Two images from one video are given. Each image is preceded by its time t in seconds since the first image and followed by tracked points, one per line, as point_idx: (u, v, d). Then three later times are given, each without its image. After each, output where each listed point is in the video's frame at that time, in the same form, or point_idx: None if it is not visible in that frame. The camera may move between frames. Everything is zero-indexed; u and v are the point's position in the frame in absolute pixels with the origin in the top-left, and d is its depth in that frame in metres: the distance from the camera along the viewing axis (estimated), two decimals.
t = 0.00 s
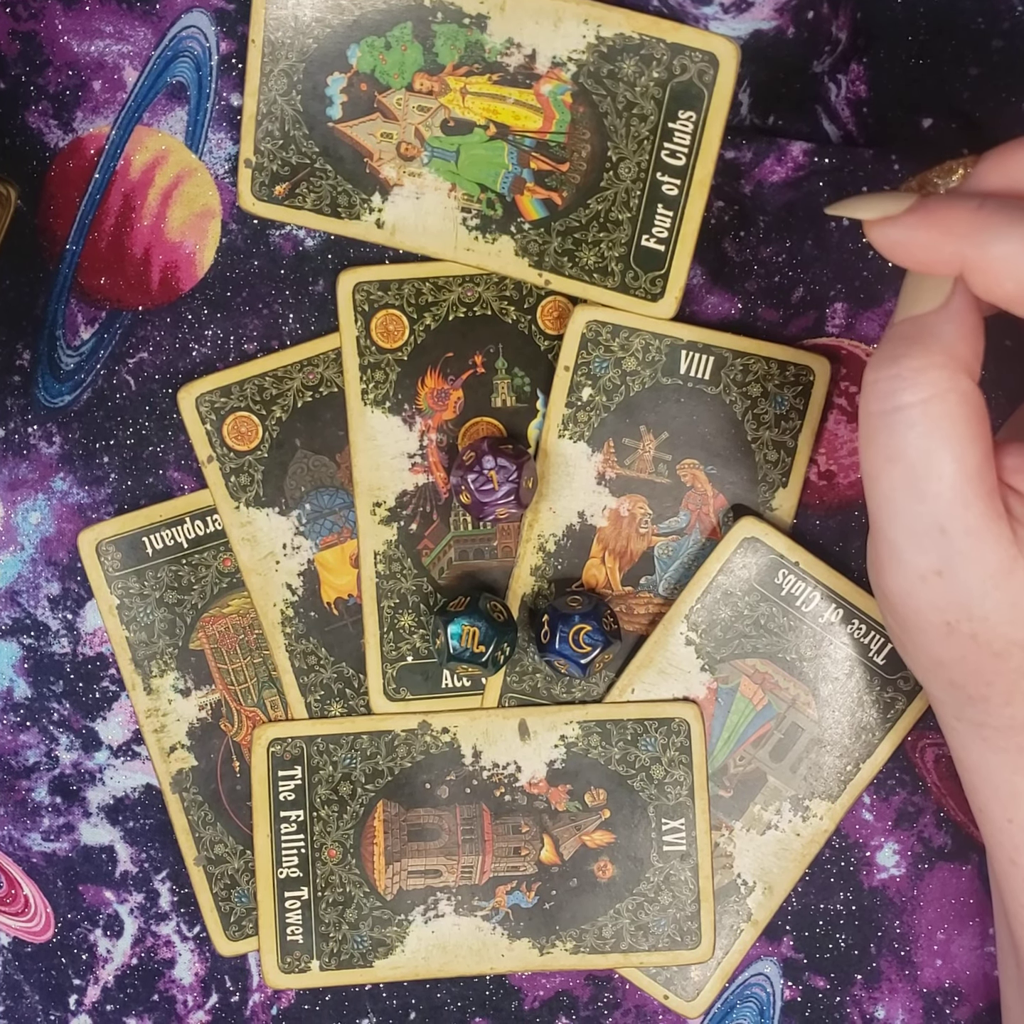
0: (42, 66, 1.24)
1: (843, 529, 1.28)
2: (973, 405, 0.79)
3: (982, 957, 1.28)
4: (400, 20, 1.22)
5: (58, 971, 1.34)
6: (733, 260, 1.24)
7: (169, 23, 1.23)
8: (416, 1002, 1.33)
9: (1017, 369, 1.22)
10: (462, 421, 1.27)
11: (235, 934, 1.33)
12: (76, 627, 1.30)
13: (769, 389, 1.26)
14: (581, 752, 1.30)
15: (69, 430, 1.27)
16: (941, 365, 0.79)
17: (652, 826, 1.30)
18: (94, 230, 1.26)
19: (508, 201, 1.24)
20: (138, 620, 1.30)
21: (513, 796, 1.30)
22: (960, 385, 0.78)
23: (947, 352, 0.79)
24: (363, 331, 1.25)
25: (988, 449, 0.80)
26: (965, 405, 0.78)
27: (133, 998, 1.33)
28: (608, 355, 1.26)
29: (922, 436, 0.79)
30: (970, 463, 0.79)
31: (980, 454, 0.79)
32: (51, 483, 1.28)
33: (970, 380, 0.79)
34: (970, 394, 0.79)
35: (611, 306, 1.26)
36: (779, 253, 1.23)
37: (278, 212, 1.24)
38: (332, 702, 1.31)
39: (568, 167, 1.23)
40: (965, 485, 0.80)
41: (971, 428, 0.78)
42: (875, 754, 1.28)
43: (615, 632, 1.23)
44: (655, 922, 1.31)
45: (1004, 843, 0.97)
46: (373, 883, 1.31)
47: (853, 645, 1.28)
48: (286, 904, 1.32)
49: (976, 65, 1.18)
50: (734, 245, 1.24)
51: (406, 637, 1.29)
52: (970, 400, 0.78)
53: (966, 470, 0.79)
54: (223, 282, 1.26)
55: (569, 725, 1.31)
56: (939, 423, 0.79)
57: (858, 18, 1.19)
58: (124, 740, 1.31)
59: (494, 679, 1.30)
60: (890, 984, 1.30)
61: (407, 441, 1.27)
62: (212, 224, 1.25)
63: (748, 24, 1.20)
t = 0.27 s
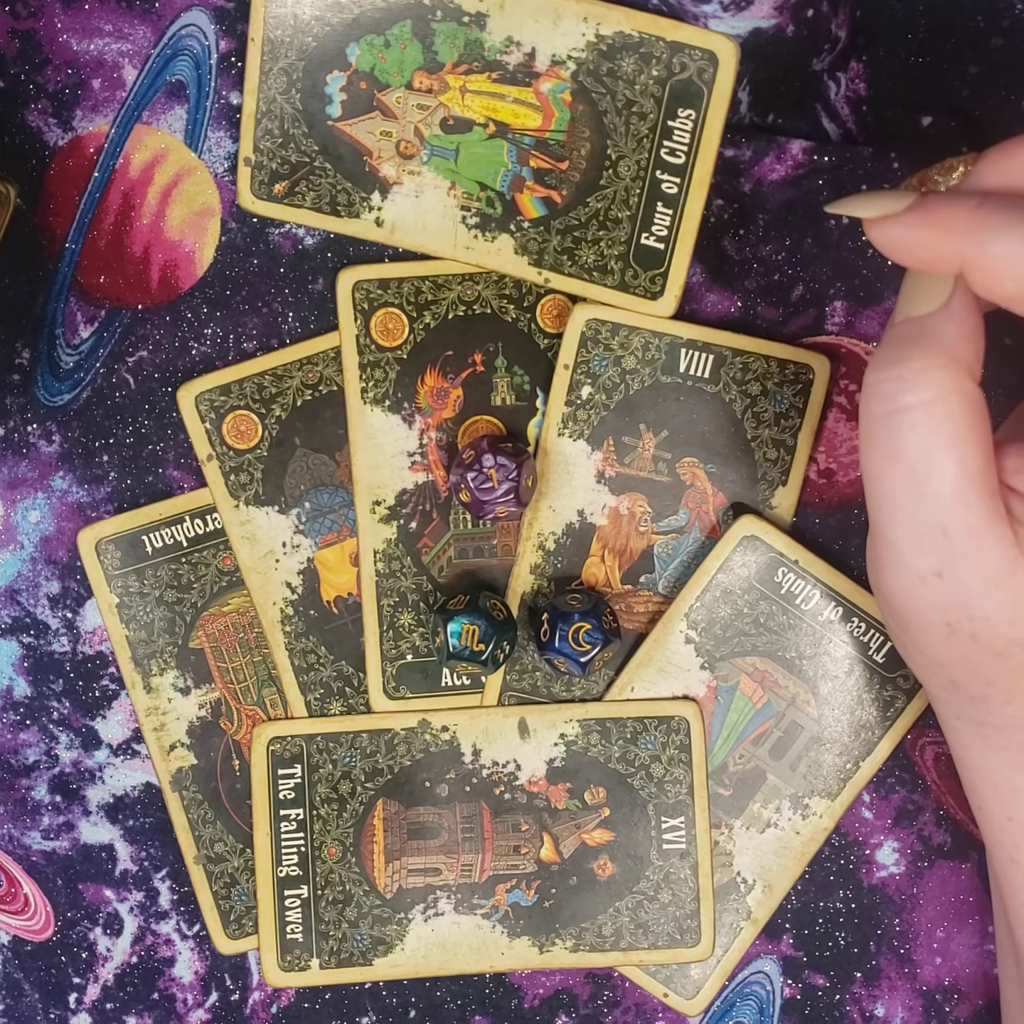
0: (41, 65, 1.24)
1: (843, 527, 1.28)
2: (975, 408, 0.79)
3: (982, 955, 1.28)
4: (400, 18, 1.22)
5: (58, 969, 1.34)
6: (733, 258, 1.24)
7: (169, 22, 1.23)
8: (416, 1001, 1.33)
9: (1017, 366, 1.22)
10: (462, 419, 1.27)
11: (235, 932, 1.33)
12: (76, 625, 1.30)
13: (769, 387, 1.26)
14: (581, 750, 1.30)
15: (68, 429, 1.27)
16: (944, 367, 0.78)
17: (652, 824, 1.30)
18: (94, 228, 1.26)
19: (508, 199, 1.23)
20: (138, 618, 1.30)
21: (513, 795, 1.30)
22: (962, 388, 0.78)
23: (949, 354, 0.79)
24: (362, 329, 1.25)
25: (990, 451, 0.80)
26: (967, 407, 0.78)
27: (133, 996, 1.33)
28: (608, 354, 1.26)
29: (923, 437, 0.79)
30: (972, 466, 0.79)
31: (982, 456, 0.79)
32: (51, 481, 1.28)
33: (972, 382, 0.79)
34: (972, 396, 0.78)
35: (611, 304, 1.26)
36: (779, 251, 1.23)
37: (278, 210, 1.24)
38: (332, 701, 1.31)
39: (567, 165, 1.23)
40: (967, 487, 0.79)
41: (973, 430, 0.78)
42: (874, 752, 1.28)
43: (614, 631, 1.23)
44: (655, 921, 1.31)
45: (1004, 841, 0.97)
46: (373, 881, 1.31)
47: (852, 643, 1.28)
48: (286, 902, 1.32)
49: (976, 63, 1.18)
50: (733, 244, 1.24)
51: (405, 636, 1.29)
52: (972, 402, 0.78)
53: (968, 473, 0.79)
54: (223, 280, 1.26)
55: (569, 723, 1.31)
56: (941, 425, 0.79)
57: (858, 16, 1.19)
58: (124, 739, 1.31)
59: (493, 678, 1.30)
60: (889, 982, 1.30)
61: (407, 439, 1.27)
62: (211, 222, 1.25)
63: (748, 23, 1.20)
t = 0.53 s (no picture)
0: (41, 65, 1.24)
1: (843, 527, 1.28)
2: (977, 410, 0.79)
3: (982, 955, 1.28)
4: (400, 18, 1.22)
5: (58, 969, 1.34)
6: (733, 258, 1.24)
7: (169, 21, 1.23)
8: (416, 1001, 1.33)
9: (1017, 367, 1.22)
10: (462, 419, 1.27)
11: (235, 932, 1.33)
12: (76, 625, 1.30)
13: (769, 387, 1.26)
14: (580, 750, 1.30)
15: (68, 429, 1.27)
16: (946, 369, 0.79)
17: (652, 824, 1.30)
18: (94, 228, 1.26)
19: (508, 199, 1.23)
20: (138, 618, 1.29)
21: (513, 795, 1.30)
22: (964, 390, 0.78)
23: (952, 356, 0.79)
24: (362, 329, 1.25)
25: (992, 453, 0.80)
26: (968, 409, 0.78)
27: (133, 996, 1.33)
28: (608, 354, 1.26)
29: (925, 439, 0.79)
30: (974, 468, 0.79)
31: (983, 458, 0.79)
32: (51, 481, 1.28)
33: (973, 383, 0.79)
34: (974, 398, 0.78)
35: (611, 304, 1.26)
36: (779, 251, 1.23)
37: (278, 210, 1.24)
38: (332, 700, 1.31)
39: (567, 165, 1.23)
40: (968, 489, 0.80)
41: (975, 432, 0.78)
42: (874, 752, 1.28)
43: (614, 631, 1.23)
44: (654, 921, 1.31)
45: (1004, 841, 0.97)
46: (373, 881, 1.31)
47: (852, 643, 1.28)
48: (286, 902, 1.32)
49: (976, 63, 1.18)
50: (733, 243, 1.24)
51: (405, 636, 1.29)
52: (974, 404, 0.78)
53: (970, 474, 0.79)
54: (223, 280, 1.26)
55: (569, 723, 1.31)
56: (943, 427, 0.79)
57: (858, 15, 1.19)
58: (124, 739, 1.31)
59: (493, 678, 1.30)
60: (889, 982, 1.30)
61: (406, 439, 1.27)
62: (211, 222, 1.25)
63: (748, 23, 1.20)
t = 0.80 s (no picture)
0: (41, 64, 1.23)
1: (842, 527, 1.28)
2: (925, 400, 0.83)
3: (981, 955, 1.28)
4: (399, 17, 1.21)
5: (57, 968, 1.34)
6: (733, 257, 1.24)
7: (168, 20, 1.23)
8: (416, 999, 1.33)
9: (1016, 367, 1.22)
10: (461, 418, 1.27)
11: (234, 931, 1.33)
12: (75, 624, 1.30)
13: (769, 386, 1.26)
14: (580, 750, 1.30)
15: (68, 428, 1.27)
16: (887, 365, 0.83)
17: (652, 823, 1.30)
18: (93, 227, 1.26)
19: (507, 198, 1.23)
20: (137, 617, 1.29)
21: (512, 794, 1.30)
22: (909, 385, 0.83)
23: (892, 353, 0.83)
24: (362, 328, 1.25)
25: (947, 441, 0.84)
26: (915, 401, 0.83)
27: (133, 995, 1.33)
28: (607, 353, 1.26)
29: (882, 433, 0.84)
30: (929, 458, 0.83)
31: (936, 448, 0.83)
32: (50, 480, 1.28)
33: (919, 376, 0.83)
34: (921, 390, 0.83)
35: (611, 303, 1.26)
36: (779, 251, 1.23)
37: (278, 210, 1.24)
38: (331, 699, 1.31)
39: (567, 165, 1.23)
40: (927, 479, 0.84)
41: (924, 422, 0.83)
42: (873, 752, 1.28)
43: (614, 630, 1.24)
44: (654, 920, 1.31)
45: (996, 842, 0.98)
46: (372, 881, 1.31)
47: (851, 642, 1.28)
48: (285, 901, 1.32)
49: (975, 62, 1.18)
50: (733, 243, 1.24)
51: (405, 635, 1.28)
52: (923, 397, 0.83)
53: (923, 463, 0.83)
54: (222, 279, 1.26)
55: (569, 723, 1.31)
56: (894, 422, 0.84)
57: (858, 15, 1.19)
58: (123, 738, 1.31)
59: (493, 678, 1.30)
60: (888, 982, 1.30)
61: (406, 438, 1.27)
62: (211, 221, 1.25)
63: (748, 22, 1.20)
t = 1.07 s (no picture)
0: (40, 62, 1.23)
1: (842, 525, 1.28)
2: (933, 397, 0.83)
3: (980, 953, 1.29)
4: (399, 16, 1.21)
5: (57, 967, 1.34)
6: (732, 256, 1.24)
7: (167, 19, 1.23)
8: (415, 998, 1.33)
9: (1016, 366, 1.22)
10: (460, 417, 1.27)
11: (234, 929, 1.33)
12: (75, 623, 1.30)
13: (768, 385, 1.26)
14: (579, 749, 1.30)
15: (67, 427, 1.27)
16: (895, 360, 0.82)
17: (651, 822, 1.30)
18: (92, 226, 1.26)
19: (507, 197, 1.23)
20: (137, 616, 1.29)
21: (512, 793, 1.30)
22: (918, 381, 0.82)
23: (901, 348, 0.82)
24: (361, 327, 1.25)
25: (955, 438, 0.83)
26: (924, 396, 0.82)
27: (133, 994, 1.33)
28: (607, 352, 1.26)
29: (888, 429, 0.84)
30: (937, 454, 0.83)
31: (944, 444, 0.83)
32: (50, 479, 1.28)
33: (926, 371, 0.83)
34: (930, 386, 0.82)
35: (611, 302, 1.26)
36: (778, 249, 1.23)
37: (277, 208, 1.24)
38: (331, 698, 1.31)
39: (566, 163, 1.23)
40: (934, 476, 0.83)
41: (933, 418, 0.82)
42: (873, 751, 1.28)
43: (613, 629, 1.24)
44: (653, 919, 1.31)
45: (996, 840, 0.97)
46: (372, 879, 1.31)
47: (850, 642, 1.28)
48: (285, 900, 1.32)
49: (975, 61, 1.18)
50: (733, 241, 1.24)
51: (404, 634, 1.28)
52: (931, 392, 0.83)
53: (931, 460, 0.83)
54: (222, 278, 1.26)
55: (568, 721, 1.30)
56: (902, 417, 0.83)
57: (857, 13, 1.19)
58: (123, 736, 1.31)
59: (492, 677, 1.30)
60: (888, 981, 1.30)
61: (406, 437, 1.27)
62: (210, 220, 1.25)
63: (747, 21, 1.20)
